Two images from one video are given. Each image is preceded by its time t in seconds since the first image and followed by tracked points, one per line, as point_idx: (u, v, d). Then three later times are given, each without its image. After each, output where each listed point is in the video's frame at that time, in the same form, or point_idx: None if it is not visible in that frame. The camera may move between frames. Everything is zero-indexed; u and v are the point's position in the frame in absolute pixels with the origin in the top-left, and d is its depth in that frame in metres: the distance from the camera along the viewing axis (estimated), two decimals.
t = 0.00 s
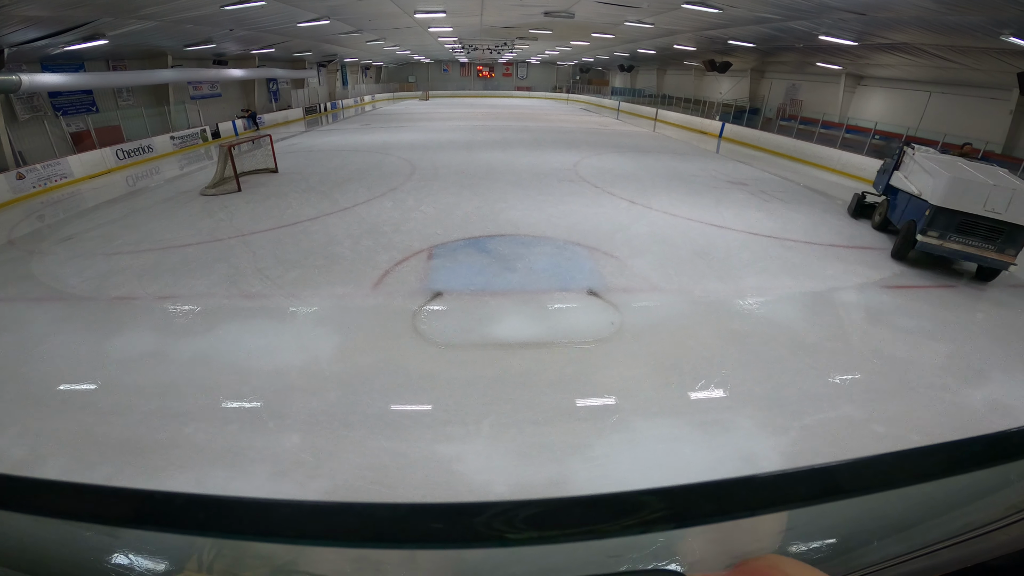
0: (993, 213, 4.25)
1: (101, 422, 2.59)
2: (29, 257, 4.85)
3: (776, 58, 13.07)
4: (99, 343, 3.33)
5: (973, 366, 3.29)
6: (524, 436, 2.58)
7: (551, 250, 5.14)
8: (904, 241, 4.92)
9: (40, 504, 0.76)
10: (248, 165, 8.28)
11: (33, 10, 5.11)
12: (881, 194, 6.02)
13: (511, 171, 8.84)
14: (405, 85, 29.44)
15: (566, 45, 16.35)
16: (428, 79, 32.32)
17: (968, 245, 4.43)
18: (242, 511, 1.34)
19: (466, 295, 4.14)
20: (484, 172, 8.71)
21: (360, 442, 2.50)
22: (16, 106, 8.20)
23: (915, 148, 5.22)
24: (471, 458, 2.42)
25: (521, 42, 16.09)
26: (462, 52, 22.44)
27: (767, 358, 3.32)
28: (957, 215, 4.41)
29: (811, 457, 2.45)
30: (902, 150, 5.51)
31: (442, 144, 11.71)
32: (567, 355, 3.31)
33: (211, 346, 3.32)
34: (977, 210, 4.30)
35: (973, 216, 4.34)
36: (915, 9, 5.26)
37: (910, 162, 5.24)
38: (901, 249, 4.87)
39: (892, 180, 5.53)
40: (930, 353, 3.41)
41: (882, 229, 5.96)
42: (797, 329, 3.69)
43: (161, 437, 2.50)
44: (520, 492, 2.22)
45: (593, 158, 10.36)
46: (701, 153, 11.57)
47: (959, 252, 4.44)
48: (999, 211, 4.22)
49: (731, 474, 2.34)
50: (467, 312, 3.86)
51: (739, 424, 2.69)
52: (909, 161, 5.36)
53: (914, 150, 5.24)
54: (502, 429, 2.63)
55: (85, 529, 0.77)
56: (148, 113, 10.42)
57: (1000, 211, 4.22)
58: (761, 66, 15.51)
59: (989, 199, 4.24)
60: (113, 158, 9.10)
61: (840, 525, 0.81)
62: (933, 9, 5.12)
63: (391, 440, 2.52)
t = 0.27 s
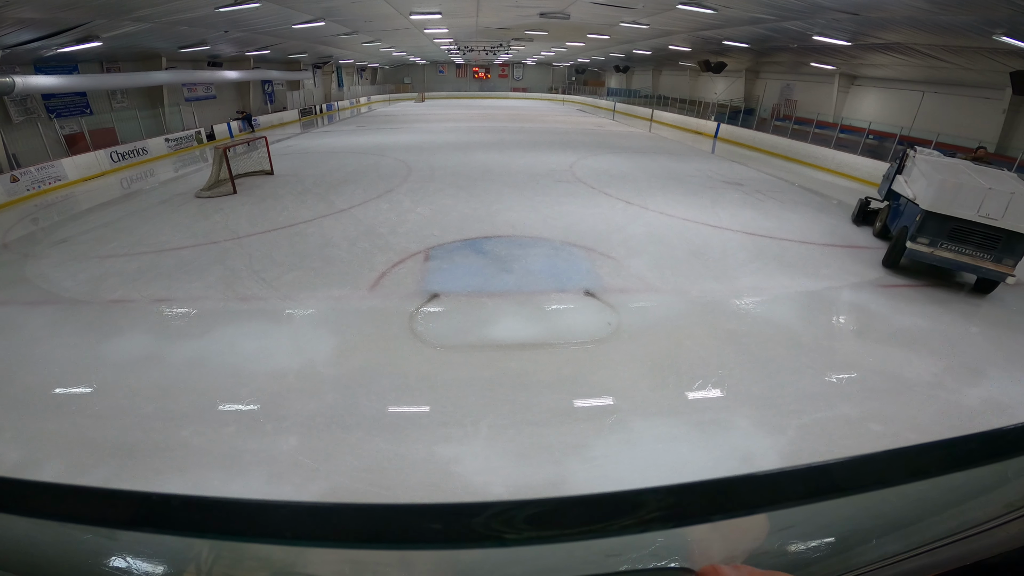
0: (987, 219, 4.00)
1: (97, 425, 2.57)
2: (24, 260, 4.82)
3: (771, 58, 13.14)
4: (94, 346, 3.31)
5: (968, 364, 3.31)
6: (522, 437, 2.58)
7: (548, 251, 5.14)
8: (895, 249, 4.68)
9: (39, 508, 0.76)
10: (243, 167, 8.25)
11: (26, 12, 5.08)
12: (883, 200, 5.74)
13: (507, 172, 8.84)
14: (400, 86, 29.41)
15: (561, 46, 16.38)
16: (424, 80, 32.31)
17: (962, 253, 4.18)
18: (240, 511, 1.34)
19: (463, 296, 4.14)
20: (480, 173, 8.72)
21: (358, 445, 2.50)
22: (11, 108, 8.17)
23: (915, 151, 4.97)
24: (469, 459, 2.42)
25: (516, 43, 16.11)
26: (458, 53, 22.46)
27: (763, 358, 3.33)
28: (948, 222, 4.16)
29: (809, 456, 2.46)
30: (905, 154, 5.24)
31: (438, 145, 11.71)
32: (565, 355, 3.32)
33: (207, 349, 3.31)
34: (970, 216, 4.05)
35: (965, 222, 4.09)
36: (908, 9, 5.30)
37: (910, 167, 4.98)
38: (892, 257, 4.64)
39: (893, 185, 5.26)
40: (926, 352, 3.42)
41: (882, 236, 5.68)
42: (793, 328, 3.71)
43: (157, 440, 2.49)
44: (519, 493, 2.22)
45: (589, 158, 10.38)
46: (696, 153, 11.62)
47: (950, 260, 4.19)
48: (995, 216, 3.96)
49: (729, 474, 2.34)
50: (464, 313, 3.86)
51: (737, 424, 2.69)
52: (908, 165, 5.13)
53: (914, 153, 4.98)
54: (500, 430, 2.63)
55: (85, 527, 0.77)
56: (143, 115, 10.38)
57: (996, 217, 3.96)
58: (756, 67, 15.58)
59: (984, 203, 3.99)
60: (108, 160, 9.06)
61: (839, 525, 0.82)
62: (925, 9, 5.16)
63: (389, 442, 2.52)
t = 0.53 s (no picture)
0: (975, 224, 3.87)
1: (92, 429, 2.55)
2: (17, 263, 4.78)
3: (764, 59, 13.22)
4: (88, 350, 3.29)
5: (963, 362, 3.33)
6: (519, 438, 2.58)
7: (544, 252, 5.14)
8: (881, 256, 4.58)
9: (38, 515, 0.75)
10: (238, 169, 8.23)
11: (19, 14, 5.05)
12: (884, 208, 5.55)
13: (503, 173, 8.85)
14: (396, 88, 29.39)
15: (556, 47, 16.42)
16: (418, 82, 32.31)
17: (948, 260, 4.06)
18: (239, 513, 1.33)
19: (459, 298, 4.13)
20: (476, 175, 8.71)
21: (355, 447, 2.49)
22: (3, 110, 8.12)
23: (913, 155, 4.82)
24: (466, 460, 2.41)
25: (511, 45, 16.14)
26: (453, 55, 22.48)
27: (760, 357, 3.34)
28: (932, 228, 4.07)
29: (806, 455, 2.47)
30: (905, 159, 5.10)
31: (433, 147, 11.71)
32: (562, 356, 3.32)
33: (202, 352, 3.29)
34: (957, 220, 3.94)
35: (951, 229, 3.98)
36: (899, 9, 5.34)
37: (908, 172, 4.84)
38: (876, 263, 4.54)
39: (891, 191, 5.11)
40: (921, 351, 3.45)
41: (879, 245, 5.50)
42: (788, 328, 3.72)
43: (153, 443, 2.47)
44: (516, 494, 2.22)
45: (584, 159, 10.41)
46: (691, 154, 11.66)
47: (933, 268, 4.09)
48: (982, 221, 3.84)
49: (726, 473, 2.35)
50: (461, 315, 3.85)
51: (734, 423, 2.70)
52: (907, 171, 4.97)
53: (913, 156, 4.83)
54: (497, 431, 2.63)
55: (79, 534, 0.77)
56: (136, 117, 10.33)
57: (984, 221, 3.83)
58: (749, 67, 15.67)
59: (971, 207, 3.86)
60: (101, 163, 9.01)
61: (836, 522, 0.82)
62: (916, 9, 5.20)
63: (386, 444, 2.51)
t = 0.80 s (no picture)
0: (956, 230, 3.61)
1: (86, 433, 2.53)
2: (10, 267, 4.74)
3: (758, 59, 13.28)
4: (82, 353, 3.26)
5: (960, 360, 3.34)
6: (517, 440, 2.57)
7: (541, 252, 5.14)
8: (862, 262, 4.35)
9: None
10: (233, 171, 8.19)
11: (11, 15, 5.02)
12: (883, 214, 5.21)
13: (499, 173, 8.86)
14: (391, 89, 29.37)
15: (552, 47, 16.43)
16: (414, 83, 32.30)
17: (929, 267, 3.82)
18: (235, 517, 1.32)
19: (456, 299, 4.12)
20: (472, 175, 8.71)
21: (353, 449, 2.47)
22: None
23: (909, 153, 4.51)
24: (465, 462, 2.40)
25: (506, 45, 16.15)
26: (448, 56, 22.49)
27: (757, 357, 3.34)
28: (911, 233, 3.85)
29: (804, 454, 2.47)
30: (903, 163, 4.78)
31: (430, 148, 11.70)
32: (559, 356, 3.32)
33: (198, 355, 3.27)
34: (936, 225, 3.70)
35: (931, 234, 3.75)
36: (892, 9, 5.37)
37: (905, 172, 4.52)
38: (856, 270, 4.32)
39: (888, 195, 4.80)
40: (917, 349, 3.46)
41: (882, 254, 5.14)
42: (785, 327, 3.73)
43: (149, 447, 2.45)
44: (514, 496, 2.21)
45: (580, 159, 10.42)
46: (687, 153, 11.69)
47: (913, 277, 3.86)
48: (964, 226, 3.58)
49: (725, 473, 2.34)
50: (458, 316, 3.84)
51: (732, 423, 2.70)
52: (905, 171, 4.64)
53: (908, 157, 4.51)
54: (494, 432, 2.62)
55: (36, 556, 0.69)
56: (130, 119, 10.27)
57: (966, 226, 3.56)
58: (743, 67, 15.73)
59: (951, 211, 3.60)
60: (94, 165, 8.95)
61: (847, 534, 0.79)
62: (910, 8, 5.23)
63: (385, 446, 2.50)
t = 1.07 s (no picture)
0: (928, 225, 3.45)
1: (87, 433, 2.53)
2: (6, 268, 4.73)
3: (753, 53, 13.28)
4: (81, 354, 3.26)
5: (955, 351, 3.37)
6: (517, 435, 2.58)
7: (539, 247, 5.15)
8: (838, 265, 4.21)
9: (34, 513, 0.77)
10: (229, 170, 8.16)
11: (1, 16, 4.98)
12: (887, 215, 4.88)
13: (496, 169, 8.86)
14: (386, 86, 29.25)
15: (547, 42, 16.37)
16: (409, 80, 32.17)
17: (900, 268, 3.66)
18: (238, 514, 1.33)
19: (454, 294, 4.13)
20: (468, 172, 8.70)
21: (354, 446, 2.49)
22: None
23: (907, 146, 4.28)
24: (465, 458, 2.42)
25: (501, 41, 16.09)
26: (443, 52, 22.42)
27: (755, 350, 3.36)
28: (883, 230, 3.73)
29: (801, 446, 2.50)
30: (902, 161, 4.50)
31: (426, 144, 11.67)
32: (558, 351, 3.33)
33: (197, 354, 3.27)
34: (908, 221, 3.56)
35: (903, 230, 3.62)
36: (886, 1, 5.38)
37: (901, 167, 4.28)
38: (831, 273, 4.18)
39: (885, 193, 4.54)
40: (912, 340, 3.49)
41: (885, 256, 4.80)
42: (782, 319, 3.75)
43: (151, 446, 2.46)
44: (515, 490, 2.23)
45: (576, 154, 10.41)
46: (683, 147, 11.69)
47: (883, 275, 3.71)
48: (937, 222, 3.42)
49: (723, 465, 2.37)
50: (456, 312, 3.85)
51: (730, 416, 2.72)
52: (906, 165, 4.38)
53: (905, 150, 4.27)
54: (494, 427, 2.64)
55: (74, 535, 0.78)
56: (124, 119, 10.21)
57: (939, 223, 3.40)
58: (738, 61, 15.72)
59: (924, 206, 3.47)
60: (89, 165, 8.90)
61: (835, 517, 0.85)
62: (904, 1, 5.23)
63: (385, 442, 2.52)
